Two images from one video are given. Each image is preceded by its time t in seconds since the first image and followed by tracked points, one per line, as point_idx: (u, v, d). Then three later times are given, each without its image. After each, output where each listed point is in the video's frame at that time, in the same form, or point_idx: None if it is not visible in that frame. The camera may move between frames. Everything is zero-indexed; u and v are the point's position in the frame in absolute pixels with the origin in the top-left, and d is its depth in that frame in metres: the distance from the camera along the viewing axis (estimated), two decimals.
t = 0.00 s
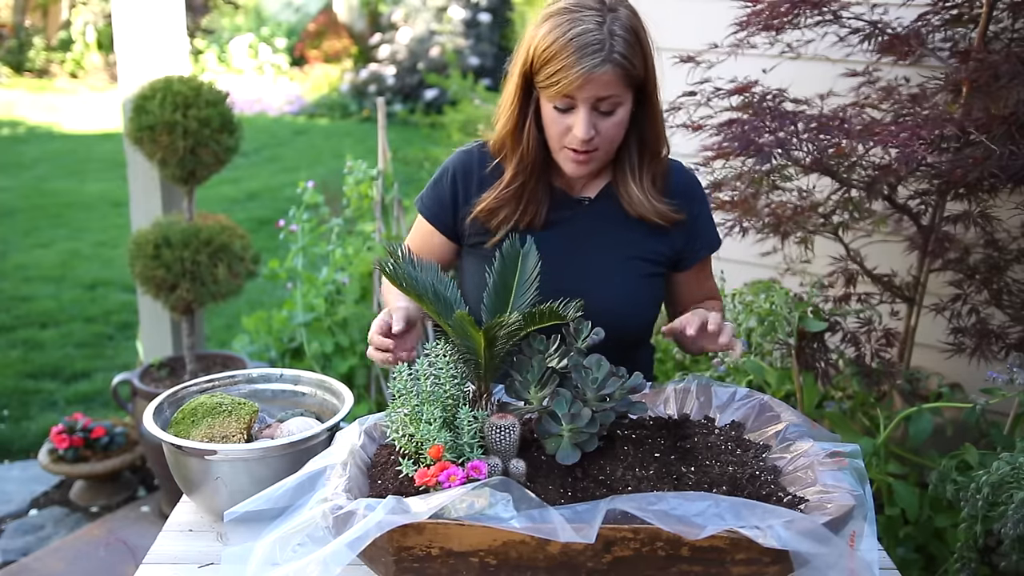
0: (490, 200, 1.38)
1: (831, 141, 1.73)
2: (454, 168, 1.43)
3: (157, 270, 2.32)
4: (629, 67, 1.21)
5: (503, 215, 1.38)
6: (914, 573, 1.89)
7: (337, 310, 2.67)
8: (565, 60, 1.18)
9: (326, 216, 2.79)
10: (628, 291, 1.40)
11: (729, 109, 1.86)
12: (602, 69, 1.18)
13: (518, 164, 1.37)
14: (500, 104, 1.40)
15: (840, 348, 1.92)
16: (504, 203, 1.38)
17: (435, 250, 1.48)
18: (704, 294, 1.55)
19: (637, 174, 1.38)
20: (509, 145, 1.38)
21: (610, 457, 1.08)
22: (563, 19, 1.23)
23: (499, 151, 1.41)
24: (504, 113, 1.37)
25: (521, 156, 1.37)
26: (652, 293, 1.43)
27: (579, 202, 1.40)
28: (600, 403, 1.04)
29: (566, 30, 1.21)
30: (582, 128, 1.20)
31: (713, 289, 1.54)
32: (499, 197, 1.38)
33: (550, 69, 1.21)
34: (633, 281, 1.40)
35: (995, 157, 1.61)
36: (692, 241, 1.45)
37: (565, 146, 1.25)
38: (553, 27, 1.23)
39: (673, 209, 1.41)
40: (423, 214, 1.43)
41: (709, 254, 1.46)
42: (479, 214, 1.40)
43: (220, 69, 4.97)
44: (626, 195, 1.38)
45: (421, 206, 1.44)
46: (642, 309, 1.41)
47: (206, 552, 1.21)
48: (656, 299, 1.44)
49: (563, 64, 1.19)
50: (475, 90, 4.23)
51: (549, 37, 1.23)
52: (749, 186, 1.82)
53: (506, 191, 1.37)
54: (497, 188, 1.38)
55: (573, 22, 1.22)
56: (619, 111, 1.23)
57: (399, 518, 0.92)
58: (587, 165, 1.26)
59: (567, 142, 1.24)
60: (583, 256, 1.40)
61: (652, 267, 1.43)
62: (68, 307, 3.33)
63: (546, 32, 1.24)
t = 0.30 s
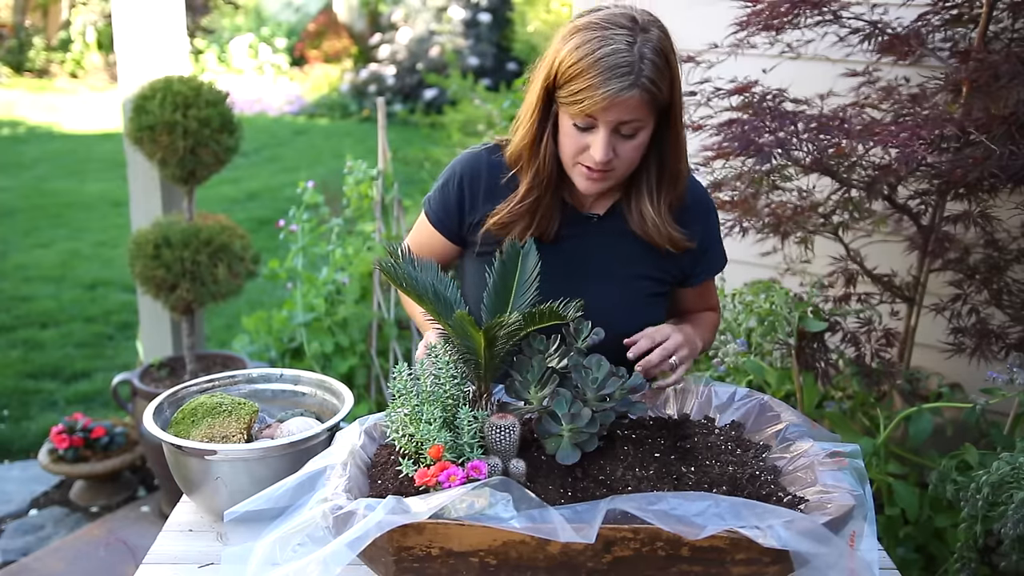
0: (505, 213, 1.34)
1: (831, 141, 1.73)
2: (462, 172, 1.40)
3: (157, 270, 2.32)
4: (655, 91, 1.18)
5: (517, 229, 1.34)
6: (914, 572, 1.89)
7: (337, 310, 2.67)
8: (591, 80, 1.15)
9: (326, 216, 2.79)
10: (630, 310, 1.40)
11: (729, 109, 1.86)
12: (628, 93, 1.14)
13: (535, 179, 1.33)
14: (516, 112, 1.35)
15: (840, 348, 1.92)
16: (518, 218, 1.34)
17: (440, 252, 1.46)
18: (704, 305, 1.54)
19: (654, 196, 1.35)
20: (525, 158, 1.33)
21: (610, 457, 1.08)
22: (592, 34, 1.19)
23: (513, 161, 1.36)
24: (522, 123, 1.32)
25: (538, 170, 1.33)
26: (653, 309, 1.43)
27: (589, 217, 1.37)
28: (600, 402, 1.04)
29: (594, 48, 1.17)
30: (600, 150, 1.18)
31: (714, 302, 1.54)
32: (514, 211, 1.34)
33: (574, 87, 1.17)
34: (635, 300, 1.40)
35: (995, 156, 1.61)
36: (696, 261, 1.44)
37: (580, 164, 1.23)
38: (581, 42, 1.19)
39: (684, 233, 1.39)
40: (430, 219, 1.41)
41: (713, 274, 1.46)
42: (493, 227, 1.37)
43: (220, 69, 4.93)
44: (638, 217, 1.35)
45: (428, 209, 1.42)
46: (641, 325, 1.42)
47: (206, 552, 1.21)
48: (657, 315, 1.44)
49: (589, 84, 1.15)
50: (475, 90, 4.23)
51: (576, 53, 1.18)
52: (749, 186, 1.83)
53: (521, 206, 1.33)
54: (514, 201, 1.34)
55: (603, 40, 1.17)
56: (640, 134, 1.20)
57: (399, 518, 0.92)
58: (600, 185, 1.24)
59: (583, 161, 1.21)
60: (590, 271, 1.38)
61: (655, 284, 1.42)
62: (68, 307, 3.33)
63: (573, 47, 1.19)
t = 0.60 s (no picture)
0: (526, 227, 1.32)
1: (831, 141, 1.74)
2: (469, 176, 1.38)
3: (157, 270, 2.32)
4: (673, 109, 1.17)
5: (538, 244, 1.32)
6: (914, 572, 1.89)
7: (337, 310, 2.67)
8: (608, 96, 1.13)
9: (326, 216, 2.79)
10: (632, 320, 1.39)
11: (729, 109, 1.86)
12: (645, 111, 1.13)
13: (553, 193, 1.30)
14: (533, 124, 1.33)
15: (840, 348, 1.92)
16: (539, 233, 1.32)
17: (443, 254, 1.45)
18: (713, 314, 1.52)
19: (667, 212, 1.34)
20: (542, 172, 1.31)
21: (610, 457, 1.08)
22: (612, 48, 1.16)
23: (530, 174, 1.33)
24: (538, 133, 1.29)
25: (555, 184, 1.30)
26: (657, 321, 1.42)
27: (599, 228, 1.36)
28: (600, 402, 1.04)
29: (613, 63, 1.15)
30: (614, 167, 1.17)
31: (723, 312, 1.52)
32: (534, 225, 1.31)
33: (590, 101, 1.15)
34: (640, 311, 1.40)
35: (995, 156, 1.61)
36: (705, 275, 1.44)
37: (592, 179, 1.22)
38: (600, 55, 1.17)
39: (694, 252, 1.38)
40: (437, 222, 1.40)
41: (721, 288, 1.45)
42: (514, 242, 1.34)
43: (220, 69, 4.95)
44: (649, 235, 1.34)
45: (435, 210, 1.41)
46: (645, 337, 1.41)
47: (206, 552, 1.21)
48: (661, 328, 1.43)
49: (605, 100, 1.13)
50: (475, 90, 4.23)
51: (595, 67, 1.16)
52: (749, 186, 1.83)
53: (542, 221, 1.31)
54: (534, 216, 1.32)
55: (622, 55, 1.15)
56: (654, 152, 1.20)
57: (399, 518, 0.92)
58: (612, 200, 1.23)
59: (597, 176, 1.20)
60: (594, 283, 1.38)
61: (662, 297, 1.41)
62: (68, 307, 3.32)
63: (592, 60, 1.17)
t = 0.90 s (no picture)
0: (526, 228, 1.32)
1: (831, 141, 1.74)
2: (474, 177, 1.38)
3: (157, 270, 2.32)
4: (678, 115, 1.17)
5: (538, 245, 1.32)
6: (914, 573, 1.89)
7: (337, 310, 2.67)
8: (612, 101, 1.13)
9: (326, 216, 2.79)
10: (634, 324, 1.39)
11: (729, 109, 1.86)
12: (649, 117, 1.13)
13: (555, 195, 1.30)
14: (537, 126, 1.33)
15: (840, 348, 1.92)
16: (539, 235, 1.32)
17: (448, 255, 1.46)
18: (716, 317, 1.52)
19: (674, 218, 1.33)
20: (545, 176, 1.31)
21: (610, 457, 1.08)
22: (617, 52, 1.16)
23: (533, 175, 1.33)
24: (542, 135, 1.29)
25: (557, 185, 1.30)
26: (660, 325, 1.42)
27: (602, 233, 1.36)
28: (600, 402, 1.04)
29: (619, 67, 1.15)
30: (617, 172, 1.17)
31: (727, 314, 1.52)
32: (535, 227, 1.31)
33: (595, 105, 1.15)
34: (642, 316, 1.40)
35: (995, 156, 1.61)
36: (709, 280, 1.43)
37: (595, 183, 1.22)
38: (606, 59, 1.17)
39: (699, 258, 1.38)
40: (441, 222, 1.40)
41: (724, 292, 1.45)
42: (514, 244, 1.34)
43: (220, 69, 4.95)
44: (656, 242, 1.34)
45: (439, 210, 1.41)
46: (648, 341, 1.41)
47: (206, 552, 1.21)
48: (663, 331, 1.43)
49: (610, 105, 1.13)
50: (475, 90, 4.23)
51: (600, 72, 1.16)
52: (749, 186, 1.83)
53: (543, 224, 1.31)
54: (535, 218, 1.32)
55: (628, 59, 1.15)
56: (659, 157, 1.20)
57: (399, 518, 0.92)
58: (614, 205, 1.24)
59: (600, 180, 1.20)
60: (595, 287, 1.38)
61: (665, 301, 1.41)
62: (68, 307, 3.32)
63: (597, 64, 1.17)
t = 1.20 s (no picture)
0: (525, 224, 1.32)
1: (831, 141, 1.74)
2: (474, 177, 1.38)
3: (157, 270, 2.32)
4: (673, 102, 1.16)
5: (537, 241, 1.32)
6: (914, 573, 1.89)
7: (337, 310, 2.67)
8: (606, 87, 1.13)
9: (326, 216, 2.79)
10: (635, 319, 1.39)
11: (729, 109, 1.86)
12: (643, 102, 1.13)
13: (553, 189, 1.30)
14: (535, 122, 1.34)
15: (840, 348, 1.92)
16: (538, 230, 1.32)
17: (448, 255, 1.45)
18: (718, 315, 1.52)
19: (673, 214, 1.33)
20: (542, 170, 1.31)
21: (610, 457, 1.08)
22: (612, 41, 1.17)
23: (531, 172, 1.33)
24: (539, 130, 1.30)
25: (555, 179, 1.30)
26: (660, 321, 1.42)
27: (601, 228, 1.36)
28: (600, 403, 1.04)
29: (613, 55, 1.16)
30: (613, 159, 1.17)
31: (729, 313, 1.52)
32: (533, 222, 1.32)
33: (589, 93, 1.16)
34: (642, 312, 1.39)
35: (995, 156, 1.61)
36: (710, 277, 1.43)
37: (592, 174, 1.21)
38: (600, 48, 1.18)
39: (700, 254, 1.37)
40: (441, 222, 1.40)
41: (725, 289, 1.44)
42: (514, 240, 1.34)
43: (220, 69, 4.95)
44: (655, 238, 1.34)
45: (440, 210, 1.41)
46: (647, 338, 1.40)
47: (206, 552, 1.21)
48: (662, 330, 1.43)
49: (604, 91, 1.14)
50: (475, 90, 4.23)
51: (594, 60, 1.17)
52: (749, 186, 1.83)
53: (542, 218, 1.31)
54: (533, 213, 1.32)
55: (622, 47, 1.16)
56: (655, 145, 1.19)
57: (399, 518, 0.92)
58: (612, 197, 1.22)
59: (596, 169, 1.20)
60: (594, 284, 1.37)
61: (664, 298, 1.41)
62: (68, 307, 3.33)
63: (592, 53, 1.18)
